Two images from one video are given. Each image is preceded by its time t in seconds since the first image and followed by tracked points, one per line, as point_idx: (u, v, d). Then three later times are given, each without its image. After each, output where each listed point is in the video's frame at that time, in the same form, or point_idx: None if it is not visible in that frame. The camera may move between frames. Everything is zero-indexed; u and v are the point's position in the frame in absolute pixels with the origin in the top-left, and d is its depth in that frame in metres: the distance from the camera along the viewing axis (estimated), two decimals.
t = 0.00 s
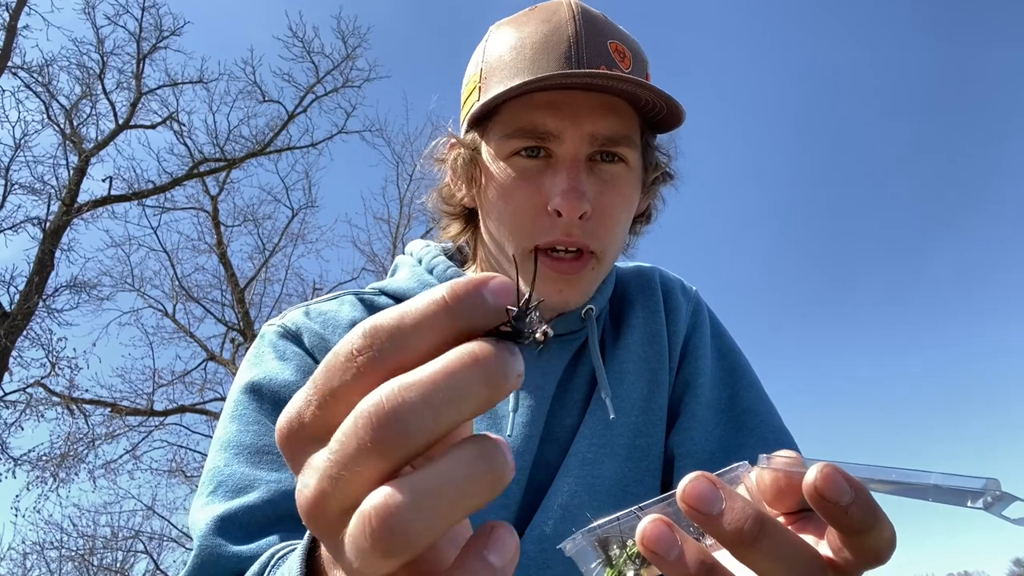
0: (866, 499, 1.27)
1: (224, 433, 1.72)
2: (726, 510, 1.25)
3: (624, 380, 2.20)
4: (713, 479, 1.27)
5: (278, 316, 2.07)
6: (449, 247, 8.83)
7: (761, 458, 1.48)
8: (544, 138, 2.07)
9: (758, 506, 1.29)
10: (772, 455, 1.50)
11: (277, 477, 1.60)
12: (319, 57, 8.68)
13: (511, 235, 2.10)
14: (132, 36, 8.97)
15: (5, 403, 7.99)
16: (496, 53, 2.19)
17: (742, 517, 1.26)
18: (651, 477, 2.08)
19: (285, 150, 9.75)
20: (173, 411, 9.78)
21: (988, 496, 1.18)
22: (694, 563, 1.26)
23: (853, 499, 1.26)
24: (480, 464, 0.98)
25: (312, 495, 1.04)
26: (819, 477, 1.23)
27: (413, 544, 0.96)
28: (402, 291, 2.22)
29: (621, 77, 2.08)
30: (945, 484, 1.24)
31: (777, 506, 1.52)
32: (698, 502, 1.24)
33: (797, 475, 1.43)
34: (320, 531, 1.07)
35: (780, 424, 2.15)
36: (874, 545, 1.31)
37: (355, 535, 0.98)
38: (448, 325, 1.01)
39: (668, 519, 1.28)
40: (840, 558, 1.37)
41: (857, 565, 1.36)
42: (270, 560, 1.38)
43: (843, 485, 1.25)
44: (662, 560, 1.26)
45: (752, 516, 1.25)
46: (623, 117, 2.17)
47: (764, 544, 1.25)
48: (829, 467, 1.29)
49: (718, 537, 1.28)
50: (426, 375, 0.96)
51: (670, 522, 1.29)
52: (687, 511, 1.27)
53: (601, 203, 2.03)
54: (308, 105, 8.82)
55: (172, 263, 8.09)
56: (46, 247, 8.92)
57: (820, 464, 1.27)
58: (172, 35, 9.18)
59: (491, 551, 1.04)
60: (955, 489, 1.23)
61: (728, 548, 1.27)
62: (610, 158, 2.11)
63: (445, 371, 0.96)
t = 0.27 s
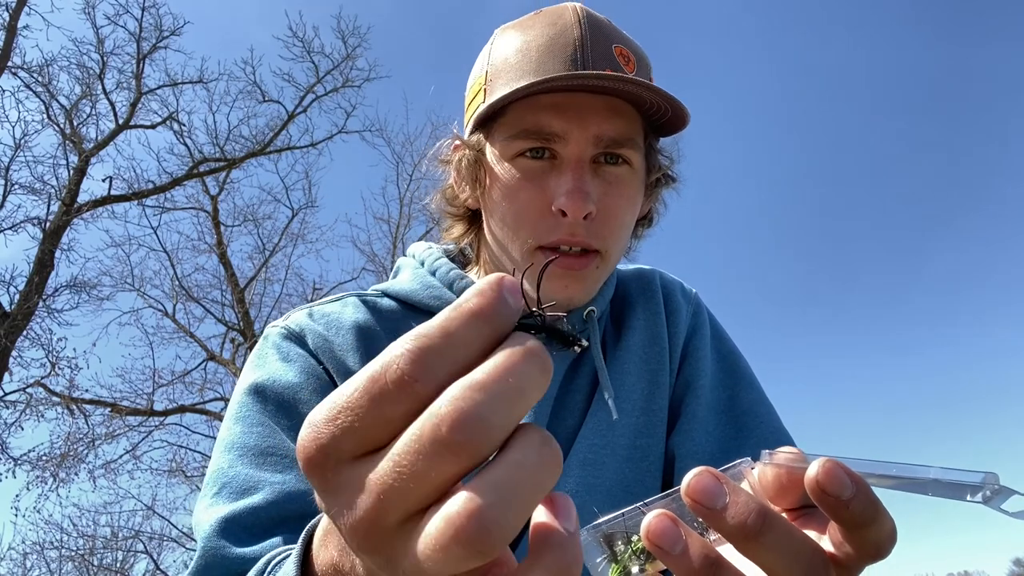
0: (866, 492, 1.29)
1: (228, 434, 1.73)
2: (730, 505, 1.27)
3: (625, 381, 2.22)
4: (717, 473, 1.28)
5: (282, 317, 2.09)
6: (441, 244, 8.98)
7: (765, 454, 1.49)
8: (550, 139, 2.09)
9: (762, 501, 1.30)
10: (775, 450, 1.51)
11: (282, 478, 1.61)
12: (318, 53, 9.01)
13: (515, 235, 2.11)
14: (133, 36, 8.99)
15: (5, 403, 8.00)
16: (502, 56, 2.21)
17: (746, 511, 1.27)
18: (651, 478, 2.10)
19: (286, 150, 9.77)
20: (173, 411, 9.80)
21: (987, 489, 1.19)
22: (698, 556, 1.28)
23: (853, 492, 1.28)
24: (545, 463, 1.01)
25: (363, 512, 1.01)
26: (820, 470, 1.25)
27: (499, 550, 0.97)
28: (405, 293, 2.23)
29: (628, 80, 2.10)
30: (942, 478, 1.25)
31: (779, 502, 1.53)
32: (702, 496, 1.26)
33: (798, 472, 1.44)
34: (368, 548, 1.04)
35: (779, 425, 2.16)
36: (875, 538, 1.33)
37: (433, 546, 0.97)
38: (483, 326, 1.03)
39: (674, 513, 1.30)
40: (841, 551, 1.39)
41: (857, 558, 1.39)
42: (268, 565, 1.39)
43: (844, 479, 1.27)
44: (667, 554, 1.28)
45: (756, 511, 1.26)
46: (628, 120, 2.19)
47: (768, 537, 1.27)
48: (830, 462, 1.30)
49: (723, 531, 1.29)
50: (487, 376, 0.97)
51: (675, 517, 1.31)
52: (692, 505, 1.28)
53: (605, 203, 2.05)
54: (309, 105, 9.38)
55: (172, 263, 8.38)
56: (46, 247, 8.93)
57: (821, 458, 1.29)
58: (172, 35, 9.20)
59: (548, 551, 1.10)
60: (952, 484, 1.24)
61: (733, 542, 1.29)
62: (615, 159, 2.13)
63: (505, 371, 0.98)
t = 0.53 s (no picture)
0: (879, 484, 1.28)
1: (230, 434, 1.73)
2: (740, 498, 1.26)
3: (627, 382, 2.22)
4: (727, 466, 1.28)
5: (284, 317, 2.08)
6: (428, 239, 8.98)
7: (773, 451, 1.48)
8: (552, 137, 2.08)
9: (772, 494, 1.30)
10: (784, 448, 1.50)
11: (282, 478, 1.61)
12: (319, 55, 9.30)
13: (517, 233, 2.11)
14: (133, 36, 8.98)
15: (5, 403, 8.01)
16: (505, 58, 2.21)
17: (756, 505, 1.26)
18: (653, 478, 2.10)
19: (286, 150, 9.77)
20: (173, 411, 9.80)
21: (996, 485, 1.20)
22: (708, 548, 1.28)
23: (866, 484, 1.27)
24: (570, 438, 1.01)
25: (395, 502, 1.03)
26: (834, 465, 1.24)
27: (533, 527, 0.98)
28: (407, 293, 2.23)
29: (632, 79, 2.10)
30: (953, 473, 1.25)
31: (788, 499, 1.53)
32: (713, 490, 1.26)
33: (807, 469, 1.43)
34: (401, 539, 1.06)
35: (780, 426, 2.17)
36: (885, 532, 1.33)
37: (471, 529, 0.98)
38: (498, 312, 1.03)
39: (684, 504, 1.30)
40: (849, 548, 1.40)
41: (865, 554, 1.40)
42: (271, 564, 1.39)
43: (857, 471, 1.26)
44: (677, 545, 1.27)
45: (766, 505, 1.26)
46: (630, 120, 2.19)
47: (779, 529, 1.27)
48: (843, 457, 1.29)
49: (732, 523, 1.29)
50: (508, 357, 0.97)
51: (685, 508, 1.31)
52: (702, 497, 1.28)
53: (607, 201, 2.05)
54: (308, 104, 9.38)
55: (172, 262, 8.82)
56: (46, 247, 8.93)
57: (834, 452, 1.27)
58: (172, 35, 9.20)
59: (577, 529, 1.09)
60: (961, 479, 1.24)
61: (742, 534, 1.29)
62: (617, 158, 2.13)
63: (525, 352, 0.98)
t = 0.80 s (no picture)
0: (878, 468, 1.30)
1: (230, 429, 1.75)
2: (737, 493, 1.28)
3: (627, 381, 2.23)
4: (727, 461, 1.30)
5: (286, 314, 2.10)
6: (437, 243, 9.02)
7: (772, 444, 1.50)
8: (554, 144, 2.10)
9: (769, 488, 1.31)
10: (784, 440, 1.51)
11: (281, 473, 1.62)
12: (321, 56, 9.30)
13: (519, 239, 2.12)
14: (134, 36, 8.97)
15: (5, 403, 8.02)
16: (505, 63, 2.22)
17: (752, 499, 1.28)
18: (653, 477, 2.12)
19: (286, 151, 9.77)
20: (173, 411, 9.81)
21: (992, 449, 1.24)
22: (705, 540, 1.30)
23: (866, 467, 1.29)
24: (565, 394, 1.03)
25: (396, 466, 1.05)
26: (835, 446, 1.26)
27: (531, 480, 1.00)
28: (408, 292, 2.24)
29: (632, 86, 2.12)
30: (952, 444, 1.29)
31: (786, 491, 1.55)
32: (711, 482, 1.28)
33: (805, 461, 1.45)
34: (401, 501, 1.08)
35: (779, 426, 2.18)
36: (884, 516, 1.35)
37: (471, 484, 1.00)
38: (496, 281, 1.06)
39: (682, 497, 1.32)
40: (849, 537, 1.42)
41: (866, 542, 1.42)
42: (269, 553, 1.41)
43: (857, 454, 1.28)
44: (675, 537, 1.29)
45: (763, 499, 1.27)
46: (630, 124, 2.21)
47: (775, 522, 1.28)
48: (843, 439, 1.30)
49: (728, 517, 1.31)
50: (505, 320, 1.00)
51: (683, 501, 1.32)
52: (700, 490, 1.30)
53: (609, 207, 2.07)
54: (308, 103, 9.25)
55: (173, 263, 8.59)
56: (46, 246, 8.93)
57: (835, 434, 1.29)
58: (172, 35, 9.20)
59: (572, 485, 1.09)
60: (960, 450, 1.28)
61: (738, 528, 1.31)
62: (618, 164, 2.14)
63: (522, 314, 1.00)
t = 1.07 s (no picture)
0: (882, 464, 1.29)
1: (226, 433, 1.74)
2: (742, 495, 1.27)
3: (626, 381, 2.22)
4: (731, 463, 1.29)
5: (283, 316, 2.09)
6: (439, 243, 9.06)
7: (777, 443, 1.48)
8: (543, 144, 2.09)
9: (774, 490, 1.30)
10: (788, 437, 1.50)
11: (277, 477, 1.61)
12: (320, 56, 9.29)
13: (511, 240, 2.12)
14: (133, 36, 8.97)
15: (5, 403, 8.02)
16: (493, 64, 2.21)
17: (757, 502, 1.27)
18: (652, 477, 2.11)
19: (286, 150, 9.76)
20: (173, 411, 9.81)
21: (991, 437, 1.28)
22: (710, 542, 1.29)
23: (870, 463, 1.28)
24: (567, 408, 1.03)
25: (400, 478, 1.04)
26: (840, 442, 1.25)
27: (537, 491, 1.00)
28: (405, 293, 2.24)
29: (619, 84, 2.11)
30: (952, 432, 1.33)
31: (789, 492, 1.54)
32: (715, 484, 1.27)
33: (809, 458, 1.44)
34: (404, 514, 1.07)
35: (778, 426, 2.18)
36: (886, 510, 1.34)
37: (476, 500, 1.00)
38: (499, 297, 1.06)
39: (686, 497, 1.31)
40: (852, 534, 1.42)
41: (868, 538, 1.41)
42: (268, 559, 1.40)
43: (862, 450, 1.27)
44: (680, 538, 1.28)
45: (768, 502, 1.26)
46: (619, 121, 2.20)
47: (780, 525, 1.27)
48: (848, 433, 1.28)
49: (733, 519, 1.30)
50: (509, 336, 0.99)
51: (688, 502, 1.32)
52: (705, 492, 1.29)
53: (600, 205, 2.06)
54: (308, 105, 9.30)
55: (172, 262, 8.68)
56: (46, 247, 8.93)
57: (840, 429, 1.27)
58: (171, 34, 9.20)
59: (576, 498, 1.09)
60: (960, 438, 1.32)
61: (742, 530, 1.30)
62: (608, 161, 2.13)
63: (526, 329, 0.99)
